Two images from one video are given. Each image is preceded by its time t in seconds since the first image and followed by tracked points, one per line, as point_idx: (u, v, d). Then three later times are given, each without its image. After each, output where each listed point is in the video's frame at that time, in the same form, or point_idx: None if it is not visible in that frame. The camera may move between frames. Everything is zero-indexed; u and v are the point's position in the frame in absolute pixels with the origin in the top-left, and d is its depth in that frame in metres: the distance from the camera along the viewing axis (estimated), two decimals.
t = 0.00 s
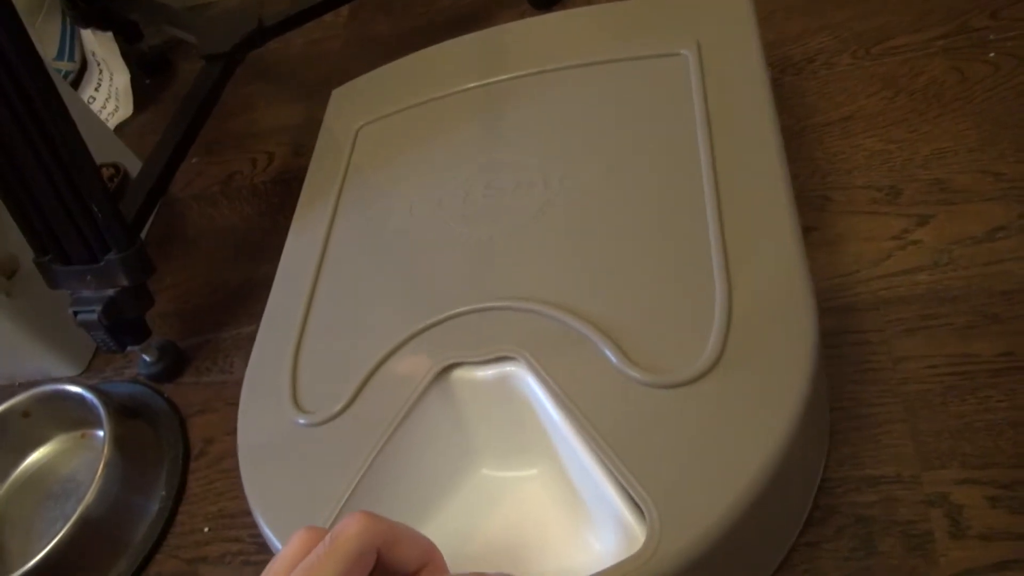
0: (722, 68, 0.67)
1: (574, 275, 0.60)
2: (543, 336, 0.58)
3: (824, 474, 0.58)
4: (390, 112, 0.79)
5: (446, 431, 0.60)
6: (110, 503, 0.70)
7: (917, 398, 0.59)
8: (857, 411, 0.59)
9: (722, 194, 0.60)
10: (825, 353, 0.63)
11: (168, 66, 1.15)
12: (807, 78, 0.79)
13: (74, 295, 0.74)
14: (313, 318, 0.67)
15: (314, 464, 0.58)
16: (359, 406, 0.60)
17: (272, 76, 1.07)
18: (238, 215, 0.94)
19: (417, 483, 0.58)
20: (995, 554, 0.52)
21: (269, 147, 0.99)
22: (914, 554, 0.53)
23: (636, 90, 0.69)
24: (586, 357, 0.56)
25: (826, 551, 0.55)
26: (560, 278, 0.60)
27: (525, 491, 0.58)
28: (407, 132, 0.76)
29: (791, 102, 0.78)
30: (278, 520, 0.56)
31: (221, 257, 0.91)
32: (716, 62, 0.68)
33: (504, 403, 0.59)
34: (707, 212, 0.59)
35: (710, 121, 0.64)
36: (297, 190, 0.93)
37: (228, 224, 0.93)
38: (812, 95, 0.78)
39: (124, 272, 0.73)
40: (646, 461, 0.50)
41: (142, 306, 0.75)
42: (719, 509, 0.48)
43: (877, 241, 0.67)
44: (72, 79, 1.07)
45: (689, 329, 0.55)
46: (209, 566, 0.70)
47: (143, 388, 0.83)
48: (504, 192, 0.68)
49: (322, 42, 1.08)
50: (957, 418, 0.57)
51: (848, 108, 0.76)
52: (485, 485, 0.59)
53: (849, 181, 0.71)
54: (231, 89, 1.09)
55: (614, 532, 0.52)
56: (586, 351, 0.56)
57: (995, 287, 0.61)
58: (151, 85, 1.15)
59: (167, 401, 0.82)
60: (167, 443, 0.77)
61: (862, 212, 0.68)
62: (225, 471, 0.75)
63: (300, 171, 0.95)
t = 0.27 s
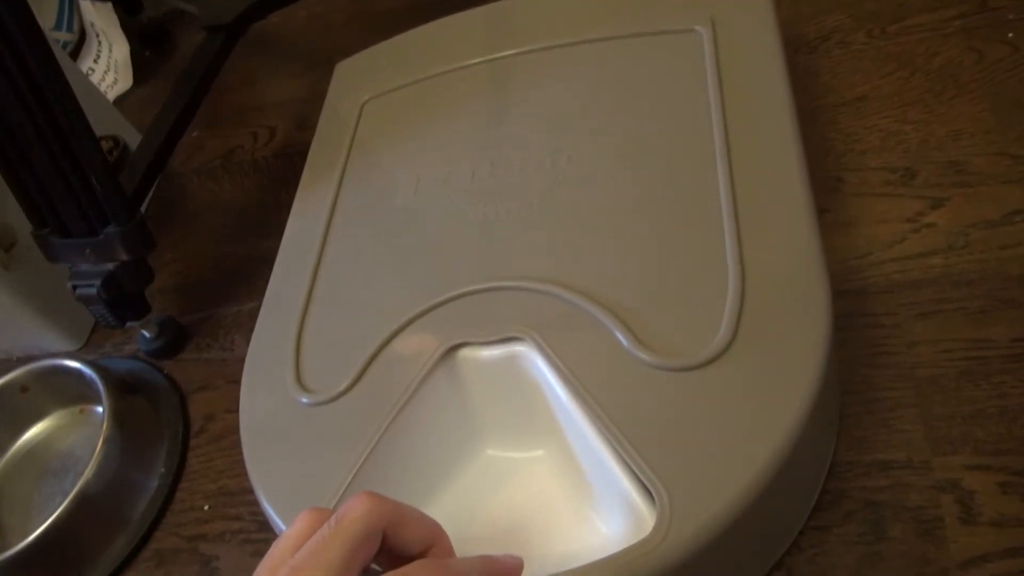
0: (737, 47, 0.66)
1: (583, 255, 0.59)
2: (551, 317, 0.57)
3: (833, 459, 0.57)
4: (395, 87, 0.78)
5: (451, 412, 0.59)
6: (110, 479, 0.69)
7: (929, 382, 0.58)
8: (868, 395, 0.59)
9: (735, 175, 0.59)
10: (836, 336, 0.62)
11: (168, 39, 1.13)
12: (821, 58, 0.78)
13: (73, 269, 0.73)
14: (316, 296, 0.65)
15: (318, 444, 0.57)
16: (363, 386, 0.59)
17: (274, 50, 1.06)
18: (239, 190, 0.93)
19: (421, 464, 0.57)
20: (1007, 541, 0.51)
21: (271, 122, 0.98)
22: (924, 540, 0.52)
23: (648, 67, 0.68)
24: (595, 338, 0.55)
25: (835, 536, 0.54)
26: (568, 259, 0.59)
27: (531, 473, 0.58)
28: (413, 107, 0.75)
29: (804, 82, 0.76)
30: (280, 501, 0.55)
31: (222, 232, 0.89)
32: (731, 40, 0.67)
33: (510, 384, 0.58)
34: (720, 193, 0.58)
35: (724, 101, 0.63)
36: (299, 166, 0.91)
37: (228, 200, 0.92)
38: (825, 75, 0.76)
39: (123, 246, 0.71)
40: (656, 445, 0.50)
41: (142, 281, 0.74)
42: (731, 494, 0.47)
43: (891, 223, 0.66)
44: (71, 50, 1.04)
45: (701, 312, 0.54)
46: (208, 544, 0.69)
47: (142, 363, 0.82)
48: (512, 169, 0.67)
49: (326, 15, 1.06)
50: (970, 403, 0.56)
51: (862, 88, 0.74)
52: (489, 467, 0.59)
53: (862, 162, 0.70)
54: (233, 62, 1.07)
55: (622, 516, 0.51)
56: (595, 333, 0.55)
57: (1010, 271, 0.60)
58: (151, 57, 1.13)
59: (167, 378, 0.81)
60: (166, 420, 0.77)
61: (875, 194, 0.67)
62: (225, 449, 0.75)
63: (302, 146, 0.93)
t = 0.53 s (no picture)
0: (738, 37, 0.66)
1: (581, 245, 0.59)
2: (548, 307, 0.57)
3: (826, 450, 0.57)
4: (394, 73, 0.77)
5: (447, 400, 0.59)
6: (105, 463, 0.70)
7: (923, 374, 0.58)
8: (862, 387, 0.59)
9: (734, 167, 0.59)
10: (832, 328, 0.62)
11: (166, 22, 1.13)
12: (820, 48, 0.77)
13: (68, 253, 0.72)
14: (313, 283, 0.65)
15: (313, 430, 0.57)
16: (359, 374, 0.59)
17: (272, 34, 1.05)
18: (236, 175, 0.92)
19: (416, 452, 0.57)
20: (998, 533, 0.51)
21: (269, 107, 0.97)
22: (915, 531, 0.53)
23: (648, 56, 0.68)
24: (592, 328, 0.55)
25: (827, 526, 0.55)
26: (564, 247, 0.59)
27: (525, 461, 0.58)
28: (411, 93, 0.75)
29: (804, 72, 0.76)
30: (274, 487, 0.55)
31: (219, 217, 0.89)
32: (732, 30, 0.66)
33: (505, 373, 0.58)
34: (719, 184, 0.58)
35: (724, 91, 0.63)
36: (297, 151, 0.91)
37: (224, 184, 0.92)
38: (825, 65, 0.76)
39: (118, 229, 0.71)
40: (651, 435, 0.50)
41: (135, 266, 0.74)
42: (724, 485, 0.47)
43: (888, 215, 0.65)
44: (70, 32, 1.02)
45: (697, 302, 0.54)
46: (203, 528, 0.70)
47: (137, 347, 0.82)
48: (510, 157, 0.67)
49: None
50: (964, 395, 0.56)
51: (861, 79, 0.74)
52: (483, 455, 0.59)
53: (861, 154, 0.69)
54: (231, 46, 1.07)
55: (615, 505, 0.52)
56: (591, 323, 0.55)
57: (1006, 264, 0.60)
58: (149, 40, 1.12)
59: (163, 362, 0.81)
60: (162, 404, 0.77)
61: (873, 186, 0.67)
62: (220, 434, 0.75)
63: (300, 132, 0.93)
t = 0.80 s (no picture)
0: (740, 26, 0.65)
1: (580, 235, 0.59)
2: (548, 297, 0.57)
3: (825, 441, 0.57)
4: (393, 60, 0.77)
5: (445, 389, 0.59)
6: (101, 451, 0.69)
7: (923, 366, 0.58)
8: (862, 378, 0.59)
9: (736, 158, 0.58)
10: (832, 319, 0.62)
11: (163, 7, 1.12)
12: (822, 38, 0.77)
13: (64, 240, 0.72)
14: (311, 271, 0.65)
15: (311, 419, 0.57)
16: (357, 364, 0.58)
17: (271, 21, 1.05)
18: (234, 162, 0.92)
19: (415, 442, 0.57)
20: (997, 525, 0.51)
21: (267, 94, 0.97)
22: (914, 523, 0.53)
23: (649, 45, 0.67)
24: (592, 319, 0.55)
25: (826, 518, 0.54)
26: (564, 237, 0.59)
27: (524, 451, 0.58)
28: (411, 81, 0.74)
29: (805, 62, 0.76)
30: (272, 476, 0.55)
31: (216, 205, 0.89)
32: (734, 20, 0.66)
33: (505, 363, 0.58)
34: (720, 175, 0.58)
35: (725, 81, 0.62)
36: (295, 139, 0.91)
37: (222, 172, 0.91)
38: (827, 55, 0.76)
39: (115, 216, 0.71)
40: (651, 426, 0.49)
41: (132, 253, 0.74)
42: (724, 476, 0.47)
43: (890, 206, 0.65)
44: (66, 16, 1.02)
45: (698, 293, 0.53)
46: (200, 517, 0.69)
47: (134, 334, 0.82)
48: (511, 146, 0.66)
49: None
50: (963, 387, 0.56)
51: (864, 69, 0.74)
52: (482, 445, 0.59)
53: (862, 145, 0.69)
54: (228, 33, 1.06)
55: (614, 496, 0.51)
56: (591, 313, 0.55)
57: (1008, 256, 0.60)
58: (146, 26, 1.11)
59: (159, 350, 0.80)
60: (159, 392, 0.76)
61: (874, 177, 0.67)
62: (218, 422, 0.74)
63: (298, 119, 0.93)
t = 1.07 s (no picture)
0: (742, 17, 0.65)
1: (581, 226, 0.59)
2: (548, 288, 0.57)
3: (825, 434, 0.57)
4: (392, 49, 0.76)
5: (445, 380, 0.59)
6: (98, 440, 0.69)
7: (923, 358, 0.58)
8: (862, 371, 0.59)
9: (737, 150, 0.58)
10: (832, 312, 0.61)
11: None
12: (824, 29, 0.77)
13: (61, 228, 0.71)
14: (310, 261, 0.65)
15: (310, 410, 0.57)
16: (357, 355, 0.58)
17: (269, 9, 1.04)
18: (232, 151, 0.91)
19: (414, 433, 0.57)
20: (996, 518, 0.51)
21: (265, 82, 0.96)
22: (913, 515, 0.53)
23: (651, 35, 0.67)
24: (593, 311, 0.55)
25: (825, 510, 0.54)
26: (565, 228, 0.59)
27: (523, 442, 0.57)
28: (410, 70, 0.74)
29: (807, 53, 0.76)
30: (271, 466, 0.55)
31: (214, 194, 0.88)
32: (736, 10, 0.65)
33: (504, 354, 0.58)
34: (721, 167, 0.57)
35: (728, 72, 0.62)
36: (293, 128, 0.90)
37: (220, 161, 0.91)
38: (828, 47, 0.75)
39: (112, 204, 0.71)
40: (652, 419, 0.49)
41: (130, 242, 0.73)
42: (724, 468, 0.47)
43: (890, 198, 0.65)
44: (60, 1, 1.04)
45: (699, 285, 0.53)
46: (198, 506, 0.69)
47: (131, 324, 0.81)
48: (511, 136, 0.66)
49: None
50: (963, 380, 0.56)
51: (865, 61, 0.73)
52: (481, 435, 0.58)
53: (864, 137, 0.69)
54: (226, 21, 1.05)
55: (614, 487, 0.51)
56: (592, 305, 0.55)
57: (1009, 249, 0.60)
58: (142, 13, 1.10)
59: (157, 339, 0.80)
60: (156, 382, 0.76)
61: (874, 169, 0.67)
62: (215, 412, 0.74)
63: (296, 108, 0.92)
